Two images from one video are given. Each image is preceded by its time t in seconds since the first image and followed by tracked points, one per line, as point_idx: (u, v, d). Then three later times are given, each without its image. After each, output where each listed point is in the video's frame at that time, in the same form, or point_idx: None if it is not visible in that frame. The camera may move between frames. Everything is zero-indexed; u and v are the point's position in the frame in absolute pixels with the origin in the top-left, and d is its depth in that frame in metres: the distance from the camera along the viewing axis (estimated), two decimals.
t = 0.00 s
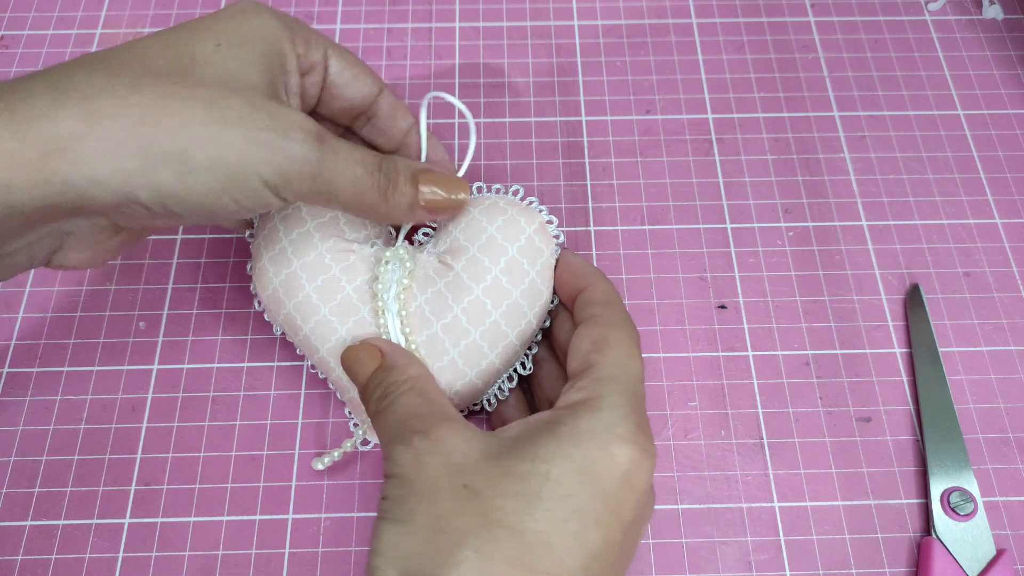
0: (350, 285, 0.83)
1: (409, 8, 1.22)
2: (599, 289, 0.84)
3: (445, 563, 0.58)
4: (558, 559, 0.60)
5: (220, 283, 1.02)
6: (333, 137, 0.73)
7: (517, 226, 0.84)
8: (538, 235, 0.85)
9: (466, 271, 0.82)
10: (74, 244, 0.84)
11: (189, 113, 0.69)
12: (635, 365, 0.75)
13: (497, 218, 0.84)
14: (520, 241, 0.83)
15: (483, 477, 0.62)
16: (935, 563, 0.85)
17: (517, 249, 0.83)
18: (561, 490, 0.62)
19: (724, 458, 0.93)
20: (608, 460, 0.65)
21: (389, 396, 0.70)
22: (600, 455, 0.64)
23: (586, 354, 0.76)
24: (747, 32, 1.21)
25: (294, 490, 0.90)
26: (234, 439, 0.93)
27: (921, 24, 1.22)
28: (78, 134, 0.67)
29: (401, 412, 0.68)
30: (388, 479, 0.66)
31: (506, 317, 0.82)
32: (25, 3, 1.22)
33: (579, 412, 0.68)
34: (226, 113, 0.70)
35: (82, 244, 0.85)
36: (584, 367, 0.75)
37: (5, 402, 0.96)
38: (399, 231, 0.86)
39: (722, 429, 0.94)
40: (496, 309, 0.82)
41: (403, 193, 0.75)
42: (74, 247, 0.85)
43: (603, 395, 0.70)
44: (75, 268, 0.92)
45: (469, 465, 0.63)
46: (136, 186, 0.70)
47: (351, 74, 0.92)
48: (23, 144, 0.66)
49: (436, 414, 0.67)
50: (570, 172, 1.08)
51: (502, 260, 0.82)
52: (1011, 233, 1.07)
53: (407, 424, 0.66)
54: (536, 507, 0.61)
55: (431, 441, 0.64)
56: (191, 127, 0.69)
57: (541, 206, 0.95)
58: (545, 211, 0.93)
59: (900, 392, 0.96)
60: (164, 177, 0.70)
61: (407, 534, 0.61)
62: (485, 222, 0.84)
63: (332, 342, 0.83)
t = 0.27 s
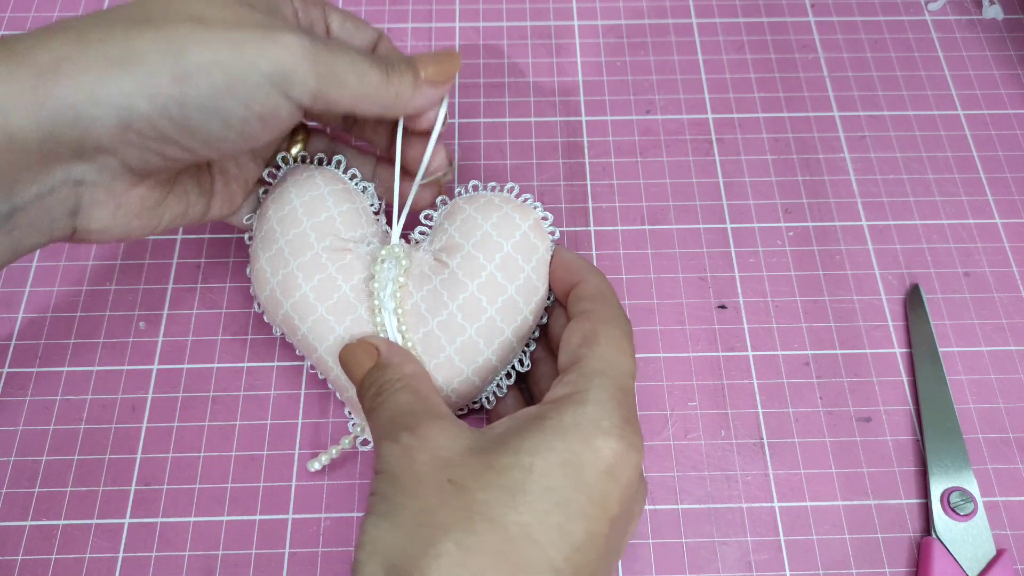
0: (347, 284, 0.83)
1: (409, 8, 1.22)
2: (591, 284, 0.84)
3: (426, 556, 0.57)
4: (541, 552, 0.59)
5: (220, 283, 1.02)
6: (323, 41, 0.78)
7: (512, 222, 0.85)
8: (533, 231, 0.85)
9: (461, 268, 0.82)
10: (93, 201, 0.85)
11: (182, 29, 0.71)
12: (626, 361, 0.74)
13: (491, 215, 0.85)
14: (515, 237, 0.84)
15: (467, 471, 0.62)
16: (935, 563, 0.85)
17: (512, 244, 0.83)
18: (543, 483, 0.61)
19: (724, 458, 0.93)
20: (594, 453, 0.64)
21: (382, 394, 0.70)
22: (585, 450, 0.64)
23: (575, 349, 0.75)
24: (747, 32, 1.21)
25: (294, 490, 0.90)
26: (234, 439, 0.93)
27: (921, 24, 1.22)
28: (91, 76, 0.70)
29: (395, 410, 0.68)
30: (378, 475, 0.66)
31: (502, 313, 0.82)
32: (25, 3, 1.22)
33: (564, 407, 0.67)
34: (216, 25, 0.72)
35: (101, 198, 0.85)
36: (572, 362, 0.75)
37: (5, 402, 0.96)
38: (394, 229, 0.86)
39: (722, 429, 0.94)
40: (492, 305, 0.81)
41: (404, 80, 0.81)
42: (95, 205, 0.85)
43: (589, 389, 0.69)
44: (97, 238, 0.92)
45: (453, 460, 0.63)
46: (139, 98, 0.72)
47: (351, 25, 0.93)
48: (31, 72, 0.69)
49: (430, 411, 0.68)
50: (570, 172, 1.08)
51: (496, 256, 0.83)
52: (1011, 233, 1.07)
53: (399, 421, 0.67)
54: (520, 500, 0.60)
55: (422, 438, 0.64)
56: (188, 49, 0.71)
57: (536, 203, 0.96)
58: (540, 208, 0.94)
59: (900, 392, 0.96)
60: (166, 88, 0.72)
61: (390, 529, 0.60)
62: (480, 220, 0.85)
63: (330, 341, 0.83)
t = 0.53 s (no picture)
0: (347, 283, 0.83)
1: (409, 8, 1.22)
2: (591, 284, 0.84)
3: (424, 555, 0.57)
4: (540, 551, 0.60)
5: (221, 283, 1.02)
6: (309, 41, 0.76)
7: (511, 221, 0.85)
8: (532, 230, 0.85)
9: (460, 267, 0.82)
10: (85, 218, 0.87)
11: (166, 63, 0.72)
12: (625, 361, 0.74)
13: (491, 214, 0.85)
14: (514, 236, 0.84)
15: (466, 470, 0.62)
16: (935, 563, 0.85)
17: (511, 244, 0.83)
18: (542, 483, 0.61)
19: (724, 458, 0.93)
20: (593, 453, 0.64)
21: (382, 392, 0.70)
22: (583, 450, 0.64)
23: (575, 349, 0.75)
24: (747, 32, 1.21)
25: (294, 490, 0.90)
26: (234, 439, 0.93)
27: (921, 24, 1.23)
28: (83, 115, 0.71)
29: (394, 409, 0.68)
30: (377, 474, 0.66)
31: (502, 312, 0.82)
32: (25, 3, 1.22)
33: (563, 407, 0.67)
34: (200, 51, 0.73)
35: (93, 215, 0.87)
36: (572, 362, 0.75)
37: (5, 402, 0.95)
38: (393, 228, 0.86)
39: (722, 429, 0.94)
40: (491, 304, 0.81)
41: (394, 68, 0.76)
42: (86, 220, 0.88)
43: (589, 389, 0.69)
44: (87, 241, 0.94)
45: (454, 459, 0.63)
46: (131, 140, 0.74)
47: None
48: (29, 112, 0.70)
49: (429, 409, 0.68)
50: (570, 172, 1.08)
51: (496, 255, 0.83)
52: (1011, 233, 1.07)
53: (398, 420, 0.67)
54: (519, 499, 0.60)
55: (421, 436, 0.64)
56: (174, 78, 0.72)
57: (535, 203, 0.96)
58: (539, 207, 0.94)
59: (900, 392, 0.96)
60: (154, 125, 0.74)
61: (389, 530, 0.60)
62: (479, 219, 0.85)
63: (329, 340, 0.83)
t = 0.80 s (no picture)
0: (347, 283, 0.83)
1: (409, 8, 1.22)
2: (591, 285, 0.84)
3: (428, 557, 0.57)
4: (543, 553, 0.60)
5: (221, 283, 1.02)
6: (235, 65, 0.76)
7: (511, 221, 0.84)
8: (532, 230, 0.85)
9: (460, 267, 0.82)
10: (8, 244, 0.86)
11: (82, 80, 0.72)
12: (626, 361, 0.74)
13: (490, 214, 0.85)
14: (514, 236, 0.84)
15: (468, 471, 0.62)
16: (935, 563, 0.85)
17: (511, 244, 0.83)
18: (544, 487, 0.62)
19: (724, 458, 0.93)
20: (594, 455, 0.64)
21: (382, 393, 0.70)
22: (585, 452, 0.64)
23: (575, 351, 0.75)
24: (747, 32, 1.21)
25: (294, 490, 0.90)
26: (234, 439, 0.93)
27: (921, 24, 1.23)
28: None
29: (394, 409, 0.68)
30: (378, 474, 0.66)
31: (502, 312, 0.82)
32: (26, 3, 1.22)
33: (565, 410, 0.67)
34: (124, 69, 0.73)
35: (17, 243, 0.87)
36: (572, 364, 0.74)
37: (5, 402, 0.95)
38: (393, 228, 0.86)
39: (722, 429, 0.94)
40: (491, 304, 0.81)
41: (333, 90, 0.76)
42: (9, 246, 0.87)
43: (590, 391, 0.69)
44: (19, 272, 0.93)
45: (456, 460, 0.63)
46: (49, 154, 0.74)
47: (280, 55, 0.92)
48: None
49: (428, 410, 0.68)
50: (570, 172, 1.08)
51: (495, 255, 0.83)
52: (1011, 233, 1.07)
53: (398, 420, 0.66)
54: (522, 502, 0.60)
55: (421, 437, 0.64)
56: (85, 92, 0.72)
57: (535, 203, 0.96)
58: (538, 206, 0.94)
59: (900, 392, 0.96)
60: (79, 143, 0.74)
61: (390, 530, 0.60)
62: (478, 219, 0.85)
63: (329, 340, 0.83)
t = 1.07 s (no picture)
0: (346, 284, 0.83)
1: (409, 8, 1.22)
2: (591, 284, 0.83)
3: (430, 558, 0.58)
4: (545, 552, 0.60)
5: (221, 283, 1.02)
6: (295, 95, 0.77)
7: (510, 221, 0.84)
8: (531, 230, 0.85)
9: (459, 267, 0.82)
10: (63, 221, 0.86)
11: (146, 83, 0.71)
12: (626, 360, 0.74)
13: (490, 214, 0.85)
14: (513, 236, 0.84)
15: (469, 471, 0.62)
16: (935, 563, 0.85)
17: (511, 244, 0.83)
18: (545, 486, 0.62)
19: (724, 458, 0.93)
20: (595, 454, 0.64)
21: (382, 393, 0.70)
22: (585, 452, 0.64)
23: (575, 351, 0.75)
24: (747, 32, 1.21)
25: (294, 490, 0.90)
26: (234, 439, 0.93)
27: (921, 24, 1.23)
28: (63, 99, 0.69)
29: (394, 410, 0.68)
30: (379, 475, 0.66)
31: (501, 312, 0.82)
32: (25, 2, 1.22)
33: (565, 409, 0.67)
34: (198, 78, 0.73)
35: (74, 217, 0.86)
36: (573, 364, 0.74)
37: (5, 402, 0.95)
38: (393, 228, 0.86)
39: (722, 429, 0.94)
40: (491, 304, 0.81)
41: (368, 150, 0.79)
42: (65, 222, 0.86)
43: (590, 390, 0.69)
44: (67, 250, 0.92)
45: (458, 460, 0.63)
46: (102, 144, 0.72)
47: (317, 45, 0.91)
48: (18, 105, 0.68)
49: (428, 410, 0.68)
50: (570, 172, 1.08)
51: (495, 255, 0.82)
52: (1011, 233, 1.07)
53: (398, 421, 0.66)
54: (524, 501, 0.60)
55: (421, 437, 0.64)
56: (160, 99, 0.72)
57: (534, 202, 0.96)
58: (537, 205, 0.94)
59: (900, 392, 0.96)
60: (137, 139, 0.73)
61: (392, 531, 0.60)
62: (478, 218, 0.85)
63: (329, 341, 0.83)
